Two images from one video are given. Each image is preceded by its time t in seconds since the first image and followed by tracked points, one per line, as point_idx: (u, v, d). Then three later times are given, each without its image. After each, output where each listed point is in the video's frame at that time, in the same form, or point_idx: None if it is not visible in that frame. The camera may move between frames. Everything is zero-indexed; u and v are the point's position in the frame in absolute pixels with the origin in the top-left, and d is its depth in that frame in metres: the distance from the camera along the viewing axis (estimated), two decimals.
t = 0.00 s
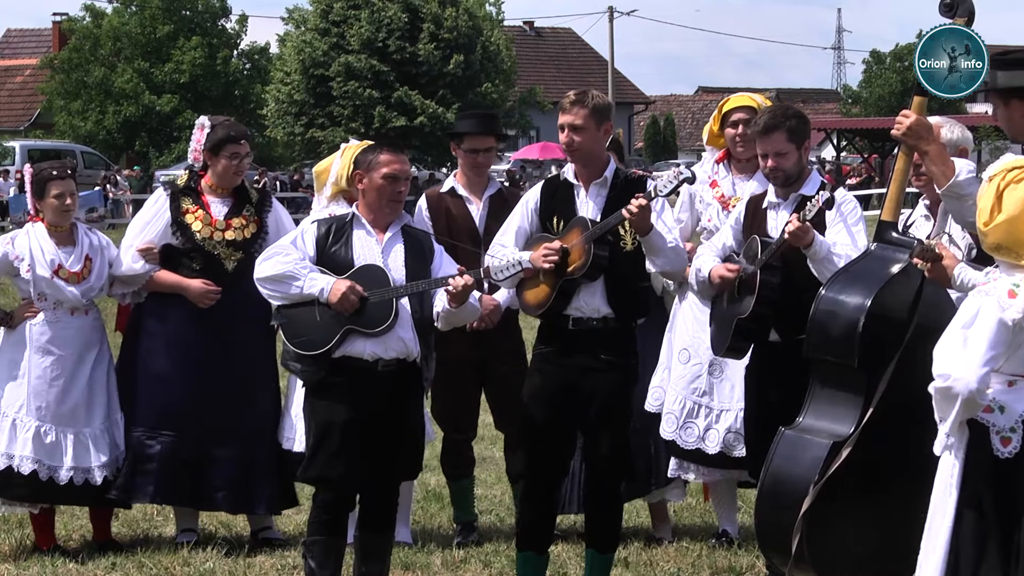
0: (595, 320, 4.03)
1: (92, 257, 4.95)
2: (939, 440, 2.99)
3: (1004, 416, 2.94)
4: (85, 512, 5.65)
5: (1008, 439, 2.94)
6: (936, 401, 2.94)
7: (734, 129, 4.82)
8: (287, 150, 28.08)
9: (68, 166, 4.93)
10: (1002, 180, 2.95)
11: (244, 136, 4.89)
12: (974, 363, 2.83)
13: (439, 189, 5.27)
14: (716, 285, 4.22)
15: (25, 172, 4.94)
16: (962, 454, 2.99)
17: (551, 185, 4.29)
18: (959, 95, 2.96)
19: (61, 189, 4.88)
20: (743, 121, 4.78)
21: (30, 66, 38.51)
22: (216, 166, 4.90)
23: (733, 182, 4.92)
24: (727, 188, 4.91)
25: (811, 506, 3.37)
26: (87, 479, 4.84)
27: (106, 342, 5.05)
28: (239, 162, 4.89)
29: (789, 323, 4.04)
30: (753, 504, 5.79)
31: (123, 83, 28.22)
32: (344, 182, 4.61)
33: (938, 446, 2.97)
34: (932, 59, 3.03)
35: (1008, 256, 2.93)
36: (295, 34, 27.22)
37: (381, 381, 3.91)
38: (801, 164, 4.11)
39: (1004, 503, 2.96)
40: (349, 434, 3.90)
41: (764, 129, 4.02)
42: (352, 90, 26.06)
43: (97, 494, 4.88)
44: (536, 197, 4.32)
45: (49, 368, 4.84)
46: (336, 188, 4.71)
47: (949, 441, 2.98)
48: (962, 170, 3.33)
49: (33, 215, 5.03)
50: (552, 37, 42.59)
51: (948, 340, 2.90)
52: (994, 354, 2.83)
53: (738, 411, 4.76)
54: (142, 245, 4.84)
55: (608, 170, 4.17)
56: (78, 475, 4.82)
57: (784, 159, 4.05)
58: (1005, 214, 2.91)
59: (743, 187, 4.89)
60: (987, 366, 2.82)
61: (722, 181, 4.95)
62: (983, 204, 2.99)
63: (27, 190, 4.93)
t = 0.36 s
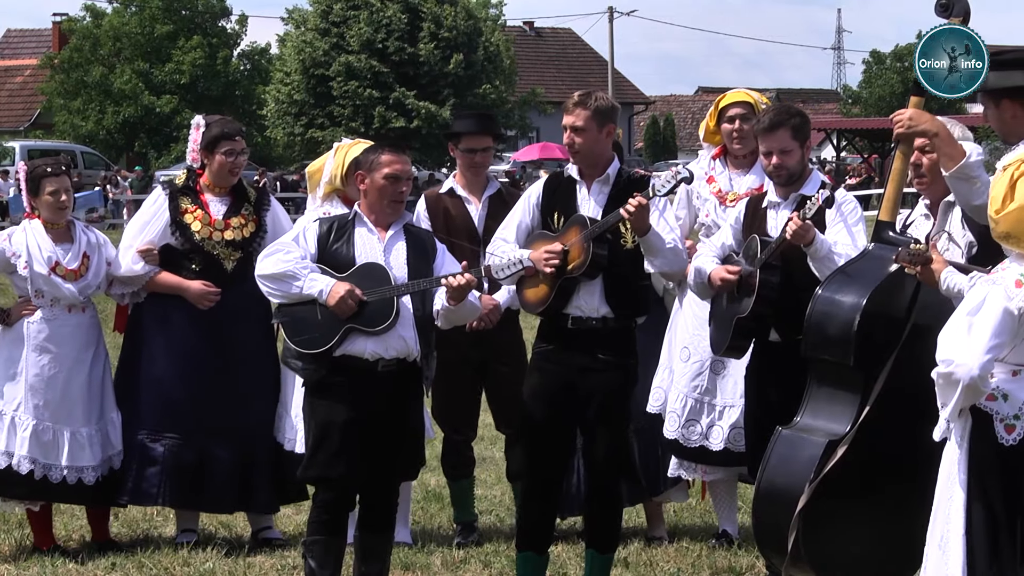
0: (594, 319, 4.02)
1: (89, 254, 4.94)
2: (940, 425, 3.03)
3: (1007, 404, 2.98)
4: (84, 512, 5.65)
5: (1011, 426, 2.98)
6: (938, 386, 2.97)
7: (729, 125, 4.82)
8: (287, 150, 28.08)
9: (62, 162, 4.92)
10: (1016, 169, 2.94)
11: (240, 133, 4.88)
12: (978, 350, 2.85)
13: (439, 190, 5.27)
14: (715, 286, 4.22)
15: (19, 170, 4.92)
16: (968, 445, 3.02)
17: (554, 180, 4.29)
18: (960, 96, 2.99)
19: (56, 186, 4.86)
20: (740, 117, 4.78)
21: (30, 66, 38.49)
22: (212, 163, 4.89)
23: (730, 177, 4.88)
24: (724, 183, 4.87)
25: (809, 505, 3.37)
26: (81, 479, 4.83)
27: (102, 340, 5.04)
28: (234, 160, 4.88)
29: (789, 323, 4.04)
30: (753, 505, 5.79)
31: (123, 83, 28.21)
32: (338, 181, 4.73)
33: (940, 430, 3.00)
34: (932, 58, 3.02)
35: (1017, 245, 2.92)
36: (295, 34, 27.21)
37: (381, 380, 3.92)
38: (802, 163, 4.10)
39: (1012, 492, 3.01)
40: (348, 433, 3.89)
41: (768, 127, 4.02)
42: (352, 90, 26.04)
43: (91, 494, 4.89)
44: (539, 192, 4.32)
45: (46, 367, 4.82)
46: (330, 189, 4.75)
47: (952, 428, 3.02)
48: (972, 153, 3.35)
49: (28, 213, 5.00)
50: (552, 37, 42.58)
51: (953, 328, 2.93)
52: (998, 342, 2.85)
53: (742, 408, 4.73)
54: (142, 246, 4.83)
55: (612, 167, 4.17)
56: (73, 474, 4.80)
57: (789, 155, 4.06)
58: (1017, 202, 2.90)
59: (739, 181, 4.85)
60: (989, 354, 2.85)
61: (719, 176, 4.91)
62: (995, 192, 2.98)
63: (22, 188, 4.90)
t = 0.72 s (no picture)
0: (595, 318, 4.03)
1: (107, 252, 4.97)
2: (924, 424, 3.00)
3: (991, 404, 2.91)
4: (84, 512, 5.65)
5: (994, 427, 2.91)
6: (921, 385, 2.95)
7: (740, 125, 4.85)
8: (287, 150, 28.07)
9: (78, 162, 4.93)
10: (1005, 164, 2.90)
11: (244, 126, 4.92)
12: (959, 347, 2.83)
13: (459, 189, 5.26)
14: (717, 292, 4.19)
15: (36, 170, 4.95)
16: (953, 445, 2.98)
17: (557, 175, 4.29)
18: (959, 96, 2.99)
19: (72, 185, 4.88)
20: (751, 116, 4.80)
21: (30, 66, 38.50)
22: (218, 157, 4.91)
23: (745, 174, 4.88)
24: (739, 180, 4.87)
25: (808, 506, 3.36)
26: (96, 477, 4.81)
27: (118, 340, 5.04)
28: (241, 153, 4.89)
29: (788, 322, 4.05)
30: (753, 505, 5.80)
31: (123, 83, 28.20)
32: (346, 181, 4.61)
33: (923, 429, 2.96)
34: (932, 58, 3.02)
35: (999, 240, 2.90)
36: (295, 34, 27.21)
37: (381, 379, 3.92)
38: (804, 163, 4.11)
39: (994, 496, 2.93)
40: (348, 433, 3.89)
41: (770, 125, 4.01)
42: (352, 90, 26.06)
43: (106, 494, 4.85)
44: (541, 187, 4.31)
45: (61, 364, 4.82)
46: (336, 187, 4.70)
47: (935, 426, 2.98)
48: (962, 163, 3.35)
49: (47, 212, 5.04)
50: (552, 37, 42.60)
51: (936, 325, 2.92)
52: (979, 339, 2.83)
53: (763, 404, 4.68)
54: (159, 245, 4.83)
55: (614, 166, 4.17)
56: (86, 471, 4.78)
57: (790, 155, 4.05)
58: (1004, 197, 2.86)
59: (755, 178, 4.86)
60: (970, 352, 2.82)
61: (734, 175, 4.90)
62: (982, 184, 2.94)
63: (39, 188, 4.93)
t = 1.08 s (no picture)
0: (597, 318, 4.03)
1: (131, 256, 4.95)
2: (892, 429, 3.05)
3: (959, 408, 2.92)
4: (85, 512, 5.65)
5: (960, 431, 2.92)
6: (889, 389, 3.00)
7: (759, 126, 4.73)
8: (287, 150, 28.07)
9: (99, 165, 4.94)
10: (983, 173, 2.91)
11: (257, 133, 4.90)
12: (924, 351, 2.87)
13: (484, 188, 5.24)
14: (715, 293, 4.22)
15: (58, 173, 4.93)
16: (920, 447, 3.00)
17: (561, 177, 4.29)
18: (959, 95, 2.97)
19: (92, 189, 4.87)
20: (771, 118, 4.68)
21: (29, 66, 38.49)
22: (233, 166, 4.93)
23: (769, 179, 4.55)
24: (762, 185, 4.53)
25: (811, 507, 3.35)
26: (121, 479, 4.82)
27: (148, 341, 5.02)
28: (253, 162, 4.90)
29: (789, 323, 4.05)
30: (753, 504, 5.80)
31: (123, 83, 28.19)
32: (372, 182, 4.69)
33: (889, 433, 3.00)
34: (932, 59, 3.02)
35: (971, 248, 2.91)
36: (295, 34, 27.23)
37: (382, 380, 3.92)
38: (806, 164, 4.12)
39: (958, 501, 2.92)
40: (348, 434, 3.89)
41: (772, 124, 4.03)
42: (352, 90, 26.06)
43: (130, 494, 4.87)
44: (544, 189, 4.31)
45: (84, 367, 4.82)
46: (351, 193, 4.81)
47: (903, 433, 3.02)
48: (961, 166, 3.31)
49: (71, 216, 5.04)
50: (552, 37, 42.59)
51: (904, 328, 2.97)
52: (945, 343, 2.86)
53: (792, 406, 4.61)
54: (184, 262, 4.81)
55: (616, 169, 4.18)
56: (111, 474, 4.80)
57: (790, 154, 4.05)
58: (979, 205, 2.87)
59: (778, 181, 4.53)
60: (936, 356, 2.86)
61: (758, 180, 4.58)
62: (959, 192, 2.95)
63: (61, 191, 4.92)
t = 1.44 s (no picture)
0: (597, 318, 4.03)
1: (137, 252, 4.94)
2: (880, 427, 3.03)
3: (945, 408, 2.92)
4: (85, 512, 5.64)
5: (947, 432, 2.92)
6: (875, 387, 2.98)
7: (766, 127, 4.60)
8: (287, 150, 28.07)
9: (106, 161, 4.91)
10: (973, 166, 2.91)
11: (241, 133, 4.87)
12: (909, 351, 2.86)
13: (486, 189, 5.23)
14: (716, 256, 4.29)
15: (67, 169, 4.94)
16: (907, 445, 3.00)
17: (563, 176, 4.30)
18: (958, 94, 2.94)
19: (99, 184, 4.85)
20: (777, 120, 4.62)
21: (29, 67, 38.50)
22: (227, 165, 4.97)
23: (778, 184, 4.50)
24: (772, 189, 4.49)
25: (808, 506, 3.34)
26: (114, 475, 4.84)
27: (153, 336, 5.00)
28: (230, 164, 4.89)
29: (788, 323, 4.05)
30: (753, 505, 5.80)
31: (123, 83, 28.20)
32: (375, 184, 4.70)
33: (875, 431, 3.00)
34: (932, 59, 3.03)
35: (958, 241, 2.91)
36: (295, 34, 27.23)
37: (381, 379, 3.91)
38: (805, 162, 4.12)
39: (941, 498, 2.93)
40: (348, 434, 3.89)
41: (772, 124, 4.03)
42: (352, 90, 26.07)
43: (125, 491, 4.88)
44: (547, 189, 4.34)
45: (86, 363, 4.82)
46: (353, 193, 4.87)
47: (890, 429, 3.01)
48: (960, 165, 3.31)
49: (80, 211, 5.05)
50: (552, 37, 42.58)
51: (888, 328, 2.95)
52: (931, 343, 2.85)
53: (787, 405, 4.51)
54: (191, 256, 4.81)
55: (616, 167, 4.17)
56: (107, 469, 4.82)
57: (789, 155, 4.05)
58: (966, 199, 2.87)
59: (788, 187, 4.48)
60: (920, 355, 2.85)
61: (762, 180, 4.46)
62: (948, 186, 2.95)
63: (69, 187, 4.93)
